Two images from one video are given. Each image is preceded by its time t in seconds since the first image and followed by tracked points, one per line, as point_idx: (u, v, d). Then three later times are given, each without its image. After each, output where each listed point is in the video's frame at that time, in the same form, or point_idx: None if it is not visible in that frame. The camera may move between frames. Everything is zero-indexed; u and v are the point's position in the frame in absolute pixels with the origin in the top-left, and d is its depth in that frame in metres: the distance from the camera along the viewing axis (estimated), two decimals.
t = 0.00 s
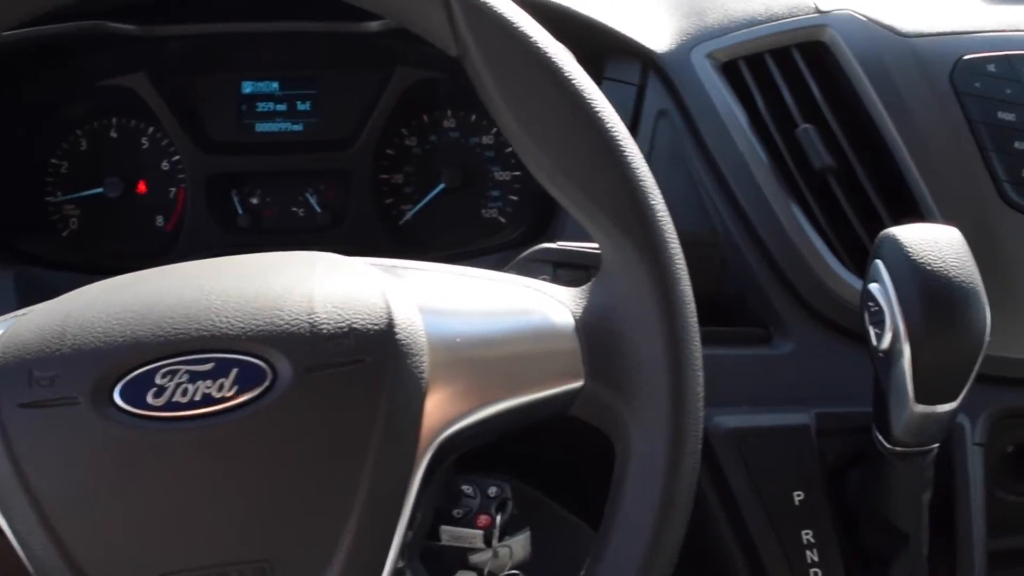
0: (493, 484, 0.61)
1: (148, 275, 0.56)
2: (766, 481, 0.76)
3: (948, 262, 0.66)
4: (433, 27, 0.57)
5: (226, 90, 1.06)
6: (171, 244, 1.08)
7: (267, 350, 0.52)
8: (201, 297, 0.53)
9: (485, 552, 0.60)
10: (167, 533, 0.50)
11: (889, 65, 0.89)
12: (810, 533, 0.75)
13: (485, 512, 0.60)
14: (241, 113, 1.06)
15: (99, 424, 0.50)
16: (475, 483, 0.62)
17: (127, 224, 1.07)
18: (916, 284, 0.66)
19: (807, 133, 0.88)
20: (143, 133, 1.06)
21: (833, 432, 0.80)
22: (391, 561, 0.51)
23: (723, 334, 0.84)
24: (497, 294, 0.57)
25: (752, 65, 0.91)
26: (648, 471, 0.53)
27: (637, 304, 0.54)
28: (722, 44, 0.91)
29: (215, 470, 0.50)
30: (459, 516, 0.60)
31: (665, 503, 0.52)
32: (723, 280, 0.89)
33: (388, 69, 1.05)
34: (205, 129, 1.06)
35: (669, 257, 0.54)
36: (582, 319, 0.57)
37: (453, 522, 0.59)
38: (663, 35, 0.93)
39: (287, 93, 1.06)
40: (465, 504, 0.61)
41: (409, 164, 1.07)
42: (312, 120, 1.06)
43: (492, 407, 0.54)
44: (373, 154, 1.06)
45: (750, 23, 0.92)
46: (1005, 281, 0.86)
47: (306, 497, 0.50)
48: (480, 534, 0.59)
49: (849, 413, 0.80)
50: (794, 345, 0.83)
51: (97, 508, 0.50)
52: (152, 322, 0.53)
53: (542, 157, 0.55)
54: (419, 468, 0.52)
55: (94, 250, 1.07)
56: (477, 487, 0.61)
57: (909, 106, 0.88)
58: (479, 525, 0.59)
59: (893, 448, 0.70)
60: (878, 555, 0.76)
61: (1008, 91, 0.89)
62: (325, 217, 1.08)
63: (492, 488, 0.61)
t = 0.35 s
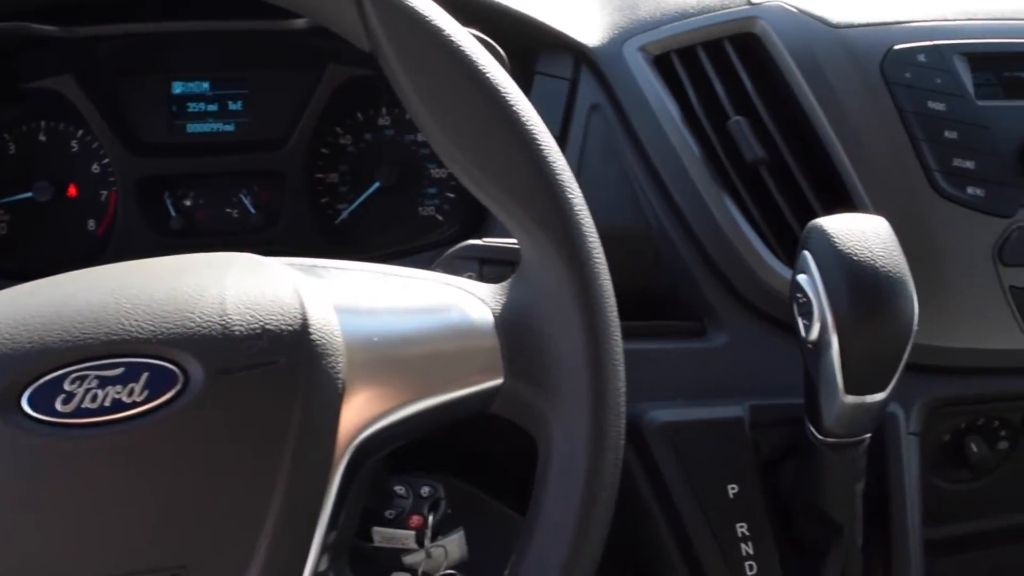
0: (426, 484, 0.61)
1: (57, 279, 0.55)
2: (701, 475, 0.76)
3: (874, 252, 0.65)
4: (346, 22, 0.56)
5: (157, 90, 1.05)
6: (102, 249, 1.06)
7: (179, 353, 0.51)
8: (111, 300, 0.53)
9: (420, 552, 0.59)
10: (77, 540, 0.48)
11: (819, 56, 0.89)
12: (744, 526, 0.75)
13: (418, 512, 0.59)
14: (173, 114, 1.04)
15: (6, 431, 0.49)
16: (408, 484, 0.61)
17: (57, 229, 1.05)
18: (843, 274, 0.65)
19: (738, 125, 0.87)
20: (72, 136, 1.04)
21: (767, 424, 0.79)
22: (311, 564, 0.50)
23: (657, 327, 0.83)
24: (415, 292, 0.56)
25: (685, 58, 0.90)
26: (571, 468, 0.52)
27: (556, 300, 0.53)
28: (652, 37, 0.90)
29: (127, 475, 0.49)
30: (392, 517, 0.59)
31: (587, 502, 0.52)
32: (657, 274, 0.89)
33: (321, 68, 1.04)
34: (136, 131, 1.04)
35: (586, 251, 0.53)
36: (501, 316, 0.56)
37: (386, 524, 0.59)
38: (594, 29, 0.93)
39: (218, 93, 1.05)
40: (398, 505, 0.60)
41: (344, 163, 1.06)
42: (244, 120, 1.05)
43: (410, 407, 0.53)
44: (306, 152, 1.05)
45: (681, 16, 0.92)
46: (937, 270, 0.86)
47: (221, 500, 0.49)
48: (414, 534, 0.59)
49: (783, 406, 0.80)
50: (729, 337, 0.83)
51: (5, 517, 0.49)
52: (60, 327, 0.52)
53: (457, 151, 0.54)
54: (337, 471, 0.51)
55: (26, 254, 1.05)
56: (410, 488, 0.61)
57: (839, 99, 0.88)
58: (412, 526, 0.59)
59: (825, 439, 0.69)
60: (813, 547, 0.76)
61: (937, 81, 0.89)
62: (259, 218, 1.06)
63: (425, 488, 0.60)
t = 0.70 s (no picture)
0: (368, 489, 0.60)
1: None
2: (645, 475, 0.75)
3: (811, 247, 0.65)
4: (265, 24, 0.55)
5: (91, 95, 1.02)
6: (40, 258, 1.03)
7: (100, 365, 0.49)
8: (31, 312, 0.51)
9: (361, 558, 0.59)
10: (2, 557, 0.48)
11: (757, 50, 0.89)
12: (689, 524, 0.75)
13: (358, 518, 0.59)
14: (109, 118, 1.02)
15: None
16: (349, 489, 0.61)
17: None
18: (780, 269, 0.65)
19: (676, 120, 0.87)
20: (7, 142, 1.01)
21: (712, 421, 0.79)
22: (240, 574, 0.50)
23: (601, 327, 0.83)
24: (341, 294, 0.55)
25: (625, 55, 0.90)
26: (503, 470, 0.52)
27: (485, 302, 0.53)
28: (591, 34, 0.89)
29: (49, 490, 0.48)
30: (332, 523, 0.59)
31: (520, 507, 0.51)
32: (600, 271, 0.88)
33: (257, 69, 1.02)
34: (71, 137, 1.02)
35: (514, 251, 0.53)
36: (429, 319, 0.55)
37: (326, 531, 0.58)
38: (532, 27, 0.92)
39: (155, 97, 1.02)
40: (339, 511, 0.59)
41: (286, 164, 1.05)
42: (183, 124, 1.03)
43: (339, 414, 0.52)
44: (247, 153, 1.03)
45: (621, 11, 0.90)
46: (880, 265, 0.85)
47: (146, 514, 0.49)
48: (354, 541, 0.58)
49: (724, 402, 0.80)
50: (672, 334, 0.83)
51: None
52: None
53: (381, 153, 0.53)
54: (264, 482, 0.50)
55: None
56: (352, 494, 0.60)
57: (778, 94, 0.87)
58: (352, 532, 0.58)
59: (768, 434, 0.70)
60: (757, 542, 0.76)
61: (876, 73, 0.89)
62: (200, 223, 1.04)
63: (366, 493, 0.60)
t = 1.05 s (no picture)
0: (308, 499, 0.59)
1: None
2: (587, 478, 0.75)
3: (744, 245, 0.65)
4: (181, 31, 0.54)
5: (25, 105, 0.98)
6: None
7: (21, 382, 0.49)
8: None
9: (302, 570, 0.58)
10: None
11: (695, 50, 0.89)
12: (632, 527, 0.75)
13: (299, 530, 0.58)
14: (43, 129, 0.98)
15: None
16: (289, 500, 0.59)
17: None
18: (715, 268, 0.65)
19: (616, 121, 0.87)
20: None
21: (654, 422, 0.79)
22: None
23: (543, 329, 0.83)
24: (269, 305, 0.54)
25: (564, 57, 0.89)
26: (432, 478, 0.51)
27: (412, 310, 0.52)
28: (530, 36, 0.89)
29: None
30: (272, 535, 0.58)
31: (450, 517, 0.50)
32: (542, 275, 0.88)
33: (195, 77, 0.99)
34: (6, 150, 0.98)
35: (440, 258, 0.52)
36: (357, 329, 0.54)
37: (267, 544, 0.57)
38: (470, 29, 0.91)
39: (93, 107, 0.99)
40: (279, 522, 0.58)
41: (227, 173, 1.03)
42: (121, 134, 1.00)
43: (266, 427, 0.51)
44: (187, 164, 1.01)
45: (558, 12, 0.90)
46: (820, 263, 0.85)
47: (68, 533, 0.48)
48: (295, 552, 0.57)
49: (667, 401, 0.79)
50: (614, 336, 0.83)
51: None
52: None
53: (303, 162, 0.53)
54: (190, 499, 0.49)
55: None
56: (294, 505, 0.59)
57: (718, 94, 0.87)
58: (292, 543, 0.57)
59: (708, 434, 0.70)
60: (701, 543, 0.76)
61: (814, 71, 0.89)
62: (141, 234, 1.02)
63: (307, 504, 0.58)
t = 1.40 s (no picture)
0: (250, 507, 0.59)
1: None
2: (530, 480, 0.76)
3: (681, 246, 0.65)
4: (106, 38, 0.54)
5: None
6: None
7: None
8: None
9: None
10: None
11: (636, 51, 0.88)
12: (576, 529, 0.76)
13: (241, 538, 0.58)
14: None
15: None
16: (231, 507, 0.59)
17: None
18: (651, 270, 0.65)
19: (557, 124, 0.87)
20: None
21: (598, 423, 0.79)
22: None
23: (485, 333, 0.83)
24: (198, 314, 0.53)
25: (506, 59, 0.89)
26: (362, 484, 0.51)
27: (342, 317, 0.52)
28: (471, 38, 0.89)
29: None
30: (212, 544, 0.58)
31: (382, 524, 0.50)
32: (486, 277, 0.88)
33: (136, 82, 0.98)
34: None
35: (368, 265, 0.52)
36: (286, 335, 0.53)
37: (207, 552, 0.57)
38: (410, 33, 0.91)
39: (35, 115, 0.97)
40: (219, 531, 0.58)
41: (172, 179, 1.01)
42: (64, 142, 0.98)
43: (195, 436, 0.50)
44: (131, 170, 1.00)
45: (499, 16, 0.90)
46: (762, 263, 0.86)
47: None
48: (236, 561, 0.57)
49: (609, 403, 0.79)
50: (557, 339, 0.83)
51: None
52: None
53: (229, 169, 0.53)
54: (117, 515, 0.49)
55: None
56: (234, 513, 0.59)
57: (659, 95, 0.87)
58: (234, 551, 0.57)
59: (649, 436, 0.70)
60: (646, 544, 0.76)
61: (754, 71, 0.89)
62: (86, 242, 1.00)
63: (248, 512, 0.58)
